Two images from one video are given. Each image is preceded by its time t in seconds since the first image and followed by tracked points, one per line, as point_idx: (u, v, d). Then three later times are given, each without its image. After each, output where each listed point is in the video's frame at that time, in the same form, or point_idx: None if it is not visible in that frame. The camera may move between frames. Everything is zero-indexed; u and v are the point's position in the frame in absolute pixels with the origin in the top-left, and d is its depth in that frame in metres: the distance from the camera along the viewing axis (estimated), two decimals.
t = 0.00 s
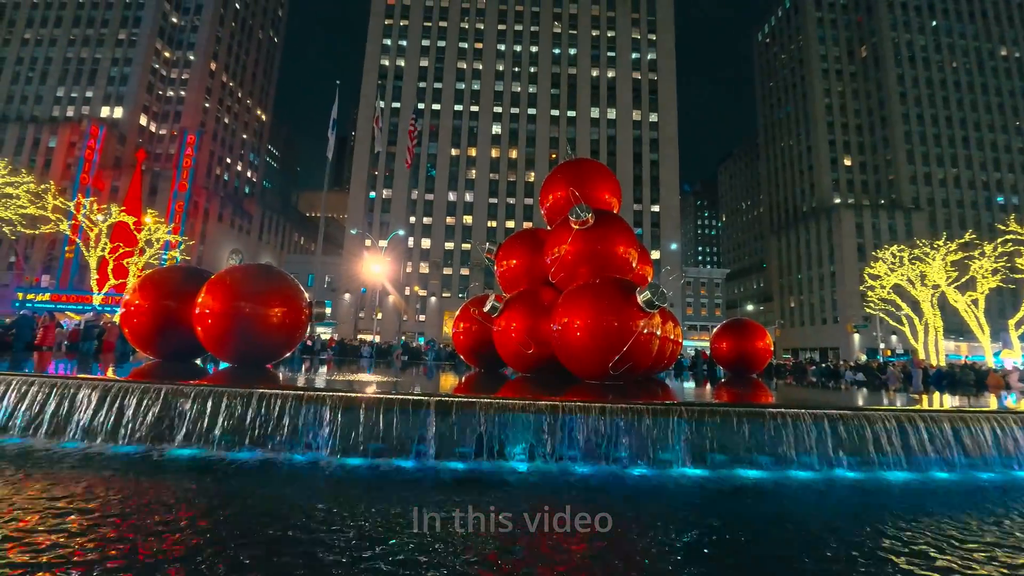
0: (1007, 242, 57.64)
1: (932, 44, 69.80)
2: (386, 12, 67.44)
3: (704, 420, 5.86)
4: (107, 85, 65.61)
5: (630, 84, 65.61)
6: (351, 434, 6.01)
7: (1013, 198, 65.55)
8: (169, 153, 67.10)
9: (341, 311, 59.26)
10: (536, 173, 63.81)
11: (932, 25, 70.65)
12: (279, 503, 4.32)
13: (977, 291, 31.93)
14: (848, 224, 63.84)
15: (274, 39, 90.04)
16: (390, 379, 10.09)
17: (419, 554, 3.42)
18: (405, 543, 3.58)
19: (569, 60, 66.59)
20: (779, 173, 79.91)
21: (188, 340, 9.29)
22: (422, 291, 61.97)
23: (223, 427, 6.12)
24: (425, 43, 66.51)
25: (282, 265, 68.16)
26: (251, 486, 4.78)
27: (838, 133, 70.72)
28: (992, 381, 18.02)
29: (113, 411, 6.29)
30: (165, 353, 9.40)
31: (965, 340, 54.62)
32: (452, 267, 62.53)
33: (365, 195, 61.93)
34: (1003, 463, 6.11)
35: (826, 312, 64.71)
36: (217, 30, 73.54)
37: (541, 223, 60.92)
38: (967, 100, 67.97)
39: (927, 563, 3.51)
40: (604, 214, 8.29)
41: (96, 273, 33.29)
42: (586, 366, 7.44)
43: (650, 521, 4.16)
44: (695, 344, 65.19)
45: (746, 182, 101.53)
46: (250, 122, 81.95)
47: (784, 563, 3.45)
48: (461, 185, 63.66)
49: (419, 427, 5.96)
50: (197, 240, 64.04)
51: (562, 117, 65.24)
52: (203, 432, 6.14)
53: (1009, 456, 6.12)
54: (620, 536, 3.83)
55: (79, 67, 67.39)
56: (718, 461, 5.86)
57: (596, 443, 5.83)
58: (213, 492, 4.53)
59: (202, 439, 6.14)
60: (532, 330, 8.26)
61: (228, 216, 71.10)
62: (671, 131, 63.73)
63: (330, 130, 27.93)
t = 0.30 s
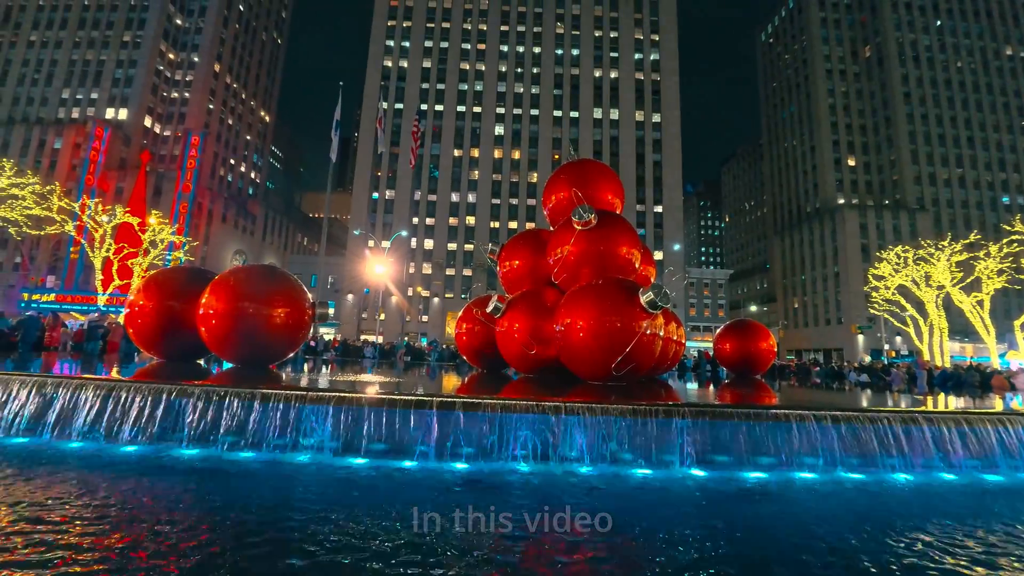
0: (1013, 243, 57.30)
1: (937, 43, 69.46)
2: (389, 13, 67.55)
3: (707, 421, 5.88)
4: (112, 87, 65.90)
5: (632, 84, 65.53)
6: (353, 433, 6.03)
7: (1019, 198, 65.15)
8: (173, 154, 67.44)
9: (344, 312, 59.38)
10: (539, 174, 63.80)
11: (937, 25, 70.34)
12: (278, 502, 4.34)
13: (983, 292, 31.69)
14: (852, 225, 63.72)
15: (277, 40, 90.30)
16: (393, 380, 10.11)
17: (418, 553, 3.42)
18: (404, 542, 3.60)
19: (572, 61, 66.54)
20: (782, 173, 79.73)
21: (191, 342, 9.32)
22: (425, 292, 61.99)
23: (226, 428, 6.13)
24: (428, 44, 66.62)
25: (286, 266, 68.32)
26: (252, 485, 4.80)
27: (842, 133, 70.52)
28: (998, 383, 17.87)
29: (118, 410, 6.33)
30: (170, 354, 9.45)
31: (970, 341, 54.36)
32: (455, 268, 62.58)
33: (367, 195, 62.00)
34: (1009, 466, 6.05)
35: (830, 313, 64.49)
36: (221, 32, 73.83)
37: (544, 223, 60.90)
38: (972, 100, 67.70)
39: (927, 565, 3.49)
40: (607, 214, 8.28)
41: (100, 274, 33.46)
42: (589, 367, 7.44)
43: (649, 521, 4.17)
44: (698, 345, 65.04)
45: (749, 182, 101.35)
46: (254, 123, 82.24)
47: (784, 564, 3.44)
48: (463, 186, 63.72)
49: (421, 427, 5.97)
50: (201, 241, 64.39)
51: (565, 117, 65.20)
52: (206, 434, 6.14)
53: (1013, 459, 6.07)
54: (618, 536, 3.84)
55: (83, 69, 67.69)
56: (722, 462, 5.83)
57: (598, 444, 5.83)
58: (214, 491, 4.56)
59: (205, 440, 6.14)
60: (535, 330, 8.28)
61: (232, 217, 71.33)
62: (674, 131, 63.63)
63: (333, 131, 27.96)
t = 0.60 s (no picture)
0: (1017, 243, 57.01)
1: (941, 43, 69.21)
2: (392, 14, 67.68)
3: (709, 422, 5.88)
4: (116, 88, 66.17)
5: (635, 85, 65.51)
6: (355, 433, 6.03)
7: None
8: (176, 155, 67.43)
9: (346, 312, 59.43)
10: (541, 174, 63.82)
11: (941, 24, 70.09)
12: (280, 503, 4.34)
13: (986, 292, 31.52)
14: (856, 225, 63.60)
15: (281, 41, 90.55)
16: (395, 380, 10.12)
17: (419, 553, 3.43)
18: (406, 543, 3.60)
19: (574, 61, 66.61)
20: (785, 173, 79.53)
21: (194, 342, 9.35)
22: (427, 292, 62.02)
23: (229, 427, 6.14)
24: (430, 45, 66.71)
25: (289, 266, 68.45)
26: (254, 485, 4.81)
27: (845, 134, 70.40)
28: (1002, 384, 17.79)
29: (121, 409, 6.35)
30: (173, 354, 9.48)
31: (975, 342, 54.11)
32: (457, 268, 62.58)
33: (370, 196, 62.09)
34: (1013, 468, 6.01)
35: (834, 314, 64.29)
36: (224, 33, 74.08)
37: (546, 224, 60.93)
38: (976, 100, 67.45)
39: (933, 567, 3.46)
40: (609, 215, 8.26)
41: (104, 274, 33.63)
42: (591, 368, 7.43)
43: (651, 522, 4.16)
44: (701, 346, 64.96)
45: (752, 182, 101.16)
46: (257, 124, 82.44)
47: (786, 566, 3.42)
48: (465, 187, 63.82)
49: (423, 427, 5.98)
50: (204, 242, 64.61)
51: (567, 118, 65.18)
52: (208, 433, 6.15)
53: (1017, 460, 6.03)
54: (620, 536, 3.84)
55: (88, 70, 67.99)
56: (725, 464, 5.80)
57: (601, 444, 5.82)
58: (216, 491, 4.57)
59: (207, 440, 6.15)
60: (536, 331, 8.27)
61: (235, 217, 71.47)
62: (677, 132, 63.58)
63: (336, 132, 28.04)
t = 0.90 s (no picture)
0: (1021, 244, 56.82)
1: (944, 43, 68.91)
2: (394, 15, 67.75)
3: (713, 423, 5.87)
4: (120, 88, 66.37)
5: (637, 85, 65.45)
6: (355, 434, 6.03)
7: None
8: (179, 156, 67.29)
9: (349, 312, 59.48)
10: (543, 175, 63.82)
11: (944, 24, 69.88)
12: (280, 503, 4.34)
13: (990, 293, 31.38)
14: (859, 226, 63.58)
15: (283, 42, 90.69)
16: (397, 380, 10.12)
17: (420, 554, 3.44)
18: (405, 543, 3.60)
19: (576, 62, 66.63)
20: (788, 173, 79.39)
21: (197, 342, 9.37)
22: (429, 293, 62.03)
23: (231, 427, 6.15)
24: (432, 45, 66.75)
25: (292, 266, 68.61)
26: (258, 485, 4.82)
27: (848, 134, 70.30)
28: (1006, 385, 17.71)
29: (123, 409, 6.37)
30: (175, 354, 9.49)
31: (978, 342, 53.94)
32: (459, 268, 62.58)
33: (372, 196, 62.13)
34: (1017, 469, 5.96)
35: (837, 314, 64.15)
36: (227, 34, 74.23)
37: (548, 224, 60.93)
38: (980, 100, 67.18)
39: (934, 568, 3.47)
40: (612, 216, 8.25)
41: (108, 274, 33.75)
42: (593, 369, 7.42)
43: (653, 524, 4.15)
44: (703, 346, 64.87)
45: (755, 183, 101.00)
46: (260, 125, 82.60)
47: (785, 566, 3.44)
48: (468, 187, 63.94)
49: (423, 428, 5.98)
50: (207, 242, 64.86)
51: (569, 118, 65.13)
52: (211, 433, 6.17)
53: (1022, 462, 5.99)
54: (618, 536, 3.85)
55: (92, 71, 68.16)
56: (727, 465, 5.78)
57: (603, 445, 5.81)
58: (220, 492, 4.58)
59: (210, 439, 6.16)
60: (539, 331, 8.27)
61: (237, 218, 71.61)
62: (679, 132, 63.47)
63: (339, 132, 28.08)
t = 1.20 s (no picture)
0: None
1: (947, 42, 68.66)
2: (396, 16, 67.84)
3: (715, 423, 5.86)
4: (123, 89, 66.55)
5: (638, 85, 65.39)
6: (357, 434, 6.03)
7: None
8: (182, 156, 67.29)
9: (351, 313, 59.47)
10: (545, 175, 63.83)
11: (947, 23, 69.65)
12: (281, 502, 4.35)
13: (994, 294, 31.19)
14: (861, 226, 63.60)
15: (285, 43, 90.86)
16: (399, 381, 10.13)
17: (419, 553, 3.44)
18: (405, 543, 3.59)
19: (578, 62, 66.66)
20: (790, 174, 79.34)
21: (199, 342, 9.38)
22: (431, 293, 61.97)
23: (233, 427, 6.16)
24: (434, 45, 66.77)
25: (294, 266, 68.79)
26: (260, 486, 4.81)
27: (850, 134, 70.18)
28: (1009, 386, 17.63)
29: (125, 409, 6.38)
30: (177, 354, 9.50)
31: (982, 343, 53.77)
32: (461, 269, 62.58)
33: (374, 197, 62.14)
34: (1020, 469, 5.94)
35: (839, 314, 64.04)
36: (229, 35, 74.35)
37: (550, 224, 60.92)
38: (983, 99, 66.99)
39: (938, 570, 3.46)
40: (614, 216, 8.25)
41: (111, 275, 33.83)
42: (595, 369, 7.41)
43: (654, 525, 4.14)
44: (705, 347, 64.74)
45: (757, 183, 100.86)
46: (262, 125, 82.70)
47: (786, 567, 3.43)
48: (469, 187, 64.06)
49: (425, 428, 5.99)
50: (210, 242, 65.08)
51: (571, 118, 65.10)
52: (212, 433, 6.16)
53: None
54: (617, 537, 3.85)
55: (95, 71, 68.33)
56: (728, 465, 5.77)
57: (606, 445, 5.81)
58: (221, 492, 4.59)
59: (212, 439, 6.15)
60: (541, 331, 8.27)
61: (240, 218, 71.79)
62: (681, 132, 63.40)
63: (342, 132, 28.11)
